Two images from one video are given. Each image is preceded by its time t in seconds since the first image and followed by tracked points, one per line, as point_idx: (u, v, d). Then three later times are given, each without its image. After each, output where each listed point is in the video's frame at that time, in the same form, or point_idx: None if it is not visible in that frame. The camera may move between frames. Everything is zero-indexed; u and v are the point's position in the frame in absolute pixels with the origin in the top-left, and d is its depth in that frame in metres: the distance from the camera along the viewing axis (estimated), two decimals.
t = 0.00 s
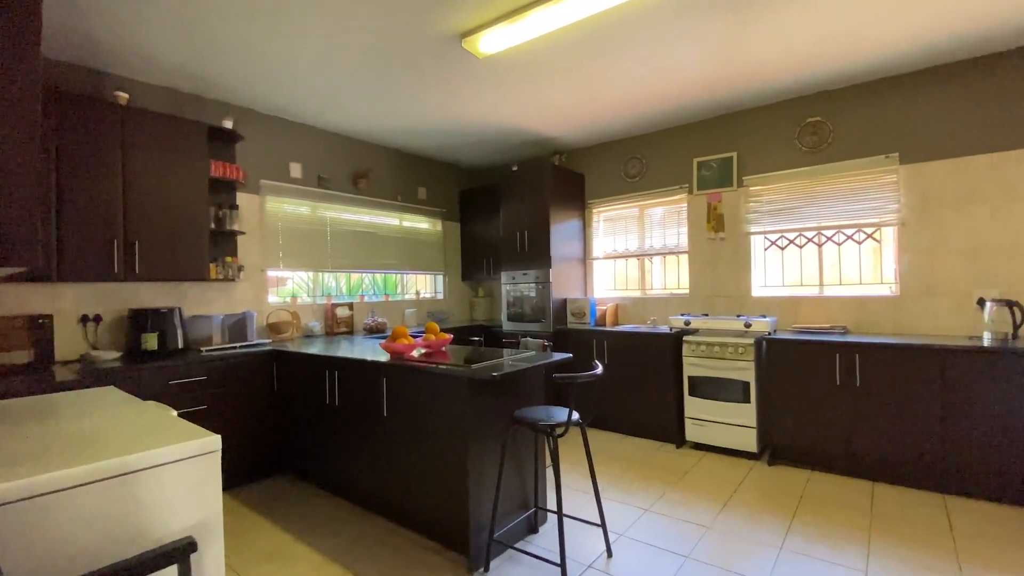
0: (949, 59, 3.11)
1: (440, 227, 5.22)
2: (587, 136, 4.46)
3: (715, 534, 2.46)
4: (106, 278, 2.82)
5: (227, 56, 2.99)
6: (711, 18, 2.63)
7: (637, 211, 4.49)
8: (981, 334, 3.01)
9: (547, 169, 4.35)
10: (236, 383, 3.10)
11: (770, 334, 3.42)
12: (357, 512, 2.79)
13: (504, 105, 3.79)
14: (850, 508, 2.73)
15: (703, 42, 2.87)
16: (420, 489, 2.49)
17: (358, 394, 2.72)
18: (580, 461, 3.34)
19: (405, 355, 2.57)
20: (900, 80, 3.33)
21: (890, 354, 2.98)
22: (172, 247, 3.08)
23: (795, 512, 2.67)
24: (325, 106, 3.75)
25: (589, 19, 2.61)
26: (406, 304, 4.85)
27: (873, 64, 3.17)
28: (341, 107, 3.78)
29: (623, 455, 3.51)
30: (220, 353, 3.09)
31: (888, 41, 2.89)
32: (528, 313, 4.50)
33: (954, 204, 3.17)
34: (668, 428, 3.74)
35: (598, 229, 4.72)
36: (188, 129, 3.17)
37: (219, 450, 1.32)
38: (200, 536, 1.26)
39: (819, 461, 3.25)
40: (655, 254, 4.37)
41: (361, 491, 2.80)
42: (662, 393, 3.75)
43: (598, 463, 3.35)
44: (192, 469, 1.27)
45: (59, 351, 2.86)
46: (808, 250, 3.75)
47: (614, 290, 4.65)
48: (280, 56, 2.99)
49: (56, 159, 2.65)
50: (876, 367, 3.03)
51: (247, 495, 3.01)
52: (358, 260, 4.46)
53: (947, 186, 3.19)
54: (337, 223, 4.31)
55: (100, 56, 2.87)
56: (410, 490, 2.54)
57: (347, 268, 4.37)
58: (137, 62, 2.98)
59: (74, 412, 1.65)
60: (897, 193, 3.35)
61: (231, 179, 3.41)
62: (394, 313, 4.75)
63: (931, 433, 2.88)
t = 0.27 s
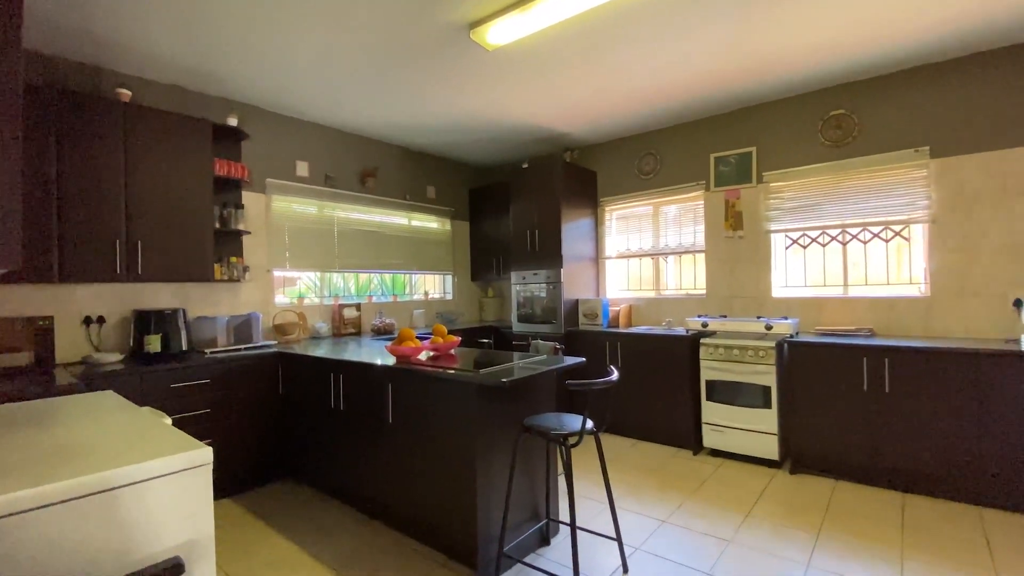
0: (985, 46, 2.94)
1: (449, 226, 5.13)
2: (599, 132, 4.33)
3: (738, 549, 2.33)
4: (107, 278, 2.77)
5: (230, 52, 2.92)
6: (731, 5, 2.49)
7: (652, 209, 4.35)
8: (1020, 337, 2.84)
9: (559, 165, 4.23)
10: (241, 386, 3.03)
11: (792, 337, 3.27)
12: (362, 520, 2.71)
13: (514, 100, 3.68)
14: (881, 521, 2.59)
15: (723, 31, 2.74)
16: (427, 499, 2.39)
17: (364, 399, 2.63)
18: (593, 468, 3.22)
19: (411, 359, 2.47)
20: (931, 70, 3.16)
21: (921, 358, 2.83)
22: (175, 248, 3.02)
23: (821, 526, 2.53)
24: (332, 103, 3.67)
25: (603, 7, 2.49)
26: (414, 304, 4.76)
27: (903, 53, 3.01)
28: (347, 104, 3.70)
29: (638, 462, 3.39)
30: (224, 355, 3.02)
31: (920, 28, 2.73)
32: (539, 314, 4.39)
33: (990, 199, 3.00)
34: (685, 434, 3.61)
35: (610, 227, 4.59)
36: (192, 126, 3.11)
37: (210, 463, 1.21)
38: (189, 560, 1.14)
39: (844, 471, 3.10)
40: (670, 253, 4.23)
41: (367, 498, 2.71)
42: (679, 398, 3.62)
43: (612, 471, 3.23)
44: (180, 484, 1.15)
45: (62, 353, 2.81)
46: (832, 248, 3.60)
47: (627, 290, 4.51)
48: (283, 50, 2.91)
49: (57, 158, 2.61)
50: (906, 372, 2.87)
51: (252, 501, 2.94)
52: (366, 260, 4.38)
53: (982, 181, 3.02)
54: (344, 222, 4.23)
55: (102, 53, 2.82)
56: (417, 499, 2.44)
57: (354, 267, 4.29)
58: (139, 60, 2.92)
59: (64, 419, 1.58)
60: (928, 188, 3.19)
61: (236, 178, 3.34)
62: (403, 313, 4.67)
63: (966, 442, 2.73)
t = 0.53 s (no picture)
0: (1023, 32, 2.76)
1: (457, 225, 5.02)
2: (611, 127, 4.19)
3: (761, 566, 2.19)
4: (106, 279, 2.70)
5: (230, 47, 2.84)
6: None
7: (666, 206, 4.21)
8: None
9: (570, 161, 4.10)
10: (242, 389, 2.95)
11: (815, 340, 3.11)
12: (366, 529, 2.61)
13: (523, 94, 3.56)
14: (914, 537, 2.43)
15: (744, 18, 2.59)
16: (432, 509, 2.29)
17: (366, 404, 2.53)
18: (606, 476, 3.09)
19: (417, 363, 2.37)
20: (964, 58, 2.98)
21: (955, 363, 2.67)
22: (175, 247, 2.95)
23: (849, 542, 2.38)
24: (336, 98, 3.58)
25: None
26: (421, 304, 4.66)
27: (935, 40, 2.84)
28: (353, 100, 3.61)
29: (653, 470, 3.25)
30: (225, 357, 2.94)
31: (955, 13, 2.56)
32: (549, 315, 4.26)
33: None
34: (701, 440, 3.47)
35: (623, 226, 4.45)
36: (193, 123, 3.03)
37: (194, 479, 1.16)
38: None
39: (871, 481, 2.95)
40: (686, 252, 4.08)
41: (371, 507, 2.61)
42: (695, 403, 3.48)
43: (625, 479, 3.09)
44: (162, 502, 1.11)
45: (61, 355, 2.75)
46: (857, 247, 3.43)
47: (640, 291, 4.37)
48: (285, 44, 2.82)
49: (52, 155, 2.54)
50: (939, 378, 2.71)
51: (253, 507, 2.86)
52: (372, 260, 4.29)
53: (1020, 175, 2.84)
54: (350, 220, 4.14)
55: (101, 48, 2.75)
56: (422, 510, 2.34)
57: (360, 267, 4.20)
58: (139, 55, 2.85)
59: (48, 428, 1.49)
60: (960, 183, 3.02)
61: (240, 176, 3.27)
62: (410, 314, 4.57)
63: (1004, 452, 2.56)
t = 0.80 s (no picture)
0: None
1: (465, 223, 4.91)
2: (624, 122, 4.05)
3: None
4: (104, 279, 2.62)
5: (231, 40, 2.75)
6: None
7: (681, 203, 4.06)
8: None
9: (582, 157, 3.96)
10: (243, 392, 2.86)
11: (841, 343, 2.96)
12: (369, 539, 2.50)
13: (533, 87, 3.44)
14: (951, 555, 2.27)
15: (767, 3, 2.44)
16: (437, 521, 2.18)
17: (370, 410, 2.43)
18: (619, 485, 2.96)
19: (422, 366, 2.25)
20: (1002, 45, 2.80)
21: (993, 369, 2.50)
22: (175, 246, 2.87)
23: (881, 560, 2.23)
24: (341, 93, 3.49)
25: None
26: (429, 304, 4.56)
27: (972, 26, 2.67)
28: (359, 95, 3.51)
29: (669, 478, 3.12)
30: (226, 359, 2.86)
31: None
32: (559, 316, 4.13)
33: None
34: (720, 447, 3.32)
35: (636, 223, 4.31)
36: (194, 118, 2.95)
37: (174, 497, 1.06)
38: None
39: (900, 492, 2.79)
40: (702, 250, 3.93)
41: (374, 516, 2.51)
42: (713, 408, 3.33)
43: (640, 488, 2.96)
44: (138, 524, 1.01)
45: (60, 357, 2.68)
46: (884, 245, 3.26)
47: (654, 291, 4.22)
48: (287, 36, 2.73)
49: (49, 151, 2.47)
50: (975, 384, 2.55)
51: (255, 514, 2.77)
52: (379, 259, 4.19)
53: None
54: (355, 218, 4.04)
55: (100, 42, 2.67)
56: (427, 521, 2.23)
57: (366, 267, 4.10)
58: (139, 49, 2.77)
59: (29, 437, 1.40)
60: (997, 177, 2.84)
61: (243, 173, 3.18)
62: (417, 314, 4.46)
63: None
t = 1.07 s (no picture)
0: None
1: (473, 222, 4.80)
2: (636, 116, 3.91)
3: None
4: (98, 278, 2.54)
5: (229, 31, 2.66)
6: None
7: (696, 200, 3.92)
8: None
9: (593, 152, 3.83)
10: (243, 395, 2.77)
11: (867, 346, 2.82)
12: (371, 550, 2.39)
13: (541, 80, 3.31)
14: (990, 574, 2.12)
15: None
16: (441, 533, 2.06)
17: (372, 415, 2.32)
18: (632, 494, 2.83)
19: (426, 369, 2.15)
20: None
21: None
22: (173, 245, 2.78)
23: None
24: (344, 87, 3.39)
25: None
26: (435, 305, 4.45)
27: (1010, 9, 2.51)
28: (363, 89, 3.41)
29: (684, 487, 2.98)
30: (225, 361, 2.77)
31: None
32: (569, 316, 4.00)
33: None
34: (737, 454, 3.18)
35: (649, 221, 4.17)
36: (193, 113, 2.86)
37: (148, 520, 0.95)
38: None
39: (931, 505, 2.63)
40: (718, 249, 3.79)
41: (377, 525, 2.40)
42: (730, 414, 3.19)
43: (654, 497, 2.83)
44: (110, 550, 0.91)
45: (55, 358, 2.60)
46: (912, 242, 3.11)
47: (667, 291, 4.09)
48: (286, 26, 2.63)
49: (42, 147, 2.39)
50: (1014, 391, 2.39)
51: (254, 521, 2.68)
52: (384, 258, 4.09)
53: None
54: (360, 216, 3.93)
55: (95, 34, 2.59)
56: (431, 533, 2.12)
57: (370, 266, 4.00)
58: (136, 41, 2.69)
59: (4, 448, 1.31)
60: None
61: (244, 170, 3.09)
62: (423, 314, 4.36)
63: None
